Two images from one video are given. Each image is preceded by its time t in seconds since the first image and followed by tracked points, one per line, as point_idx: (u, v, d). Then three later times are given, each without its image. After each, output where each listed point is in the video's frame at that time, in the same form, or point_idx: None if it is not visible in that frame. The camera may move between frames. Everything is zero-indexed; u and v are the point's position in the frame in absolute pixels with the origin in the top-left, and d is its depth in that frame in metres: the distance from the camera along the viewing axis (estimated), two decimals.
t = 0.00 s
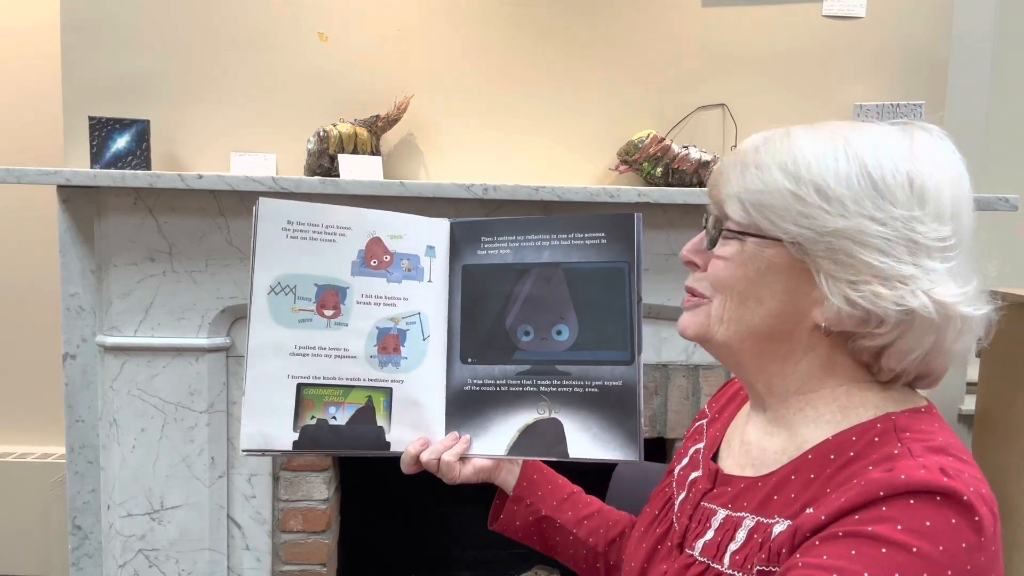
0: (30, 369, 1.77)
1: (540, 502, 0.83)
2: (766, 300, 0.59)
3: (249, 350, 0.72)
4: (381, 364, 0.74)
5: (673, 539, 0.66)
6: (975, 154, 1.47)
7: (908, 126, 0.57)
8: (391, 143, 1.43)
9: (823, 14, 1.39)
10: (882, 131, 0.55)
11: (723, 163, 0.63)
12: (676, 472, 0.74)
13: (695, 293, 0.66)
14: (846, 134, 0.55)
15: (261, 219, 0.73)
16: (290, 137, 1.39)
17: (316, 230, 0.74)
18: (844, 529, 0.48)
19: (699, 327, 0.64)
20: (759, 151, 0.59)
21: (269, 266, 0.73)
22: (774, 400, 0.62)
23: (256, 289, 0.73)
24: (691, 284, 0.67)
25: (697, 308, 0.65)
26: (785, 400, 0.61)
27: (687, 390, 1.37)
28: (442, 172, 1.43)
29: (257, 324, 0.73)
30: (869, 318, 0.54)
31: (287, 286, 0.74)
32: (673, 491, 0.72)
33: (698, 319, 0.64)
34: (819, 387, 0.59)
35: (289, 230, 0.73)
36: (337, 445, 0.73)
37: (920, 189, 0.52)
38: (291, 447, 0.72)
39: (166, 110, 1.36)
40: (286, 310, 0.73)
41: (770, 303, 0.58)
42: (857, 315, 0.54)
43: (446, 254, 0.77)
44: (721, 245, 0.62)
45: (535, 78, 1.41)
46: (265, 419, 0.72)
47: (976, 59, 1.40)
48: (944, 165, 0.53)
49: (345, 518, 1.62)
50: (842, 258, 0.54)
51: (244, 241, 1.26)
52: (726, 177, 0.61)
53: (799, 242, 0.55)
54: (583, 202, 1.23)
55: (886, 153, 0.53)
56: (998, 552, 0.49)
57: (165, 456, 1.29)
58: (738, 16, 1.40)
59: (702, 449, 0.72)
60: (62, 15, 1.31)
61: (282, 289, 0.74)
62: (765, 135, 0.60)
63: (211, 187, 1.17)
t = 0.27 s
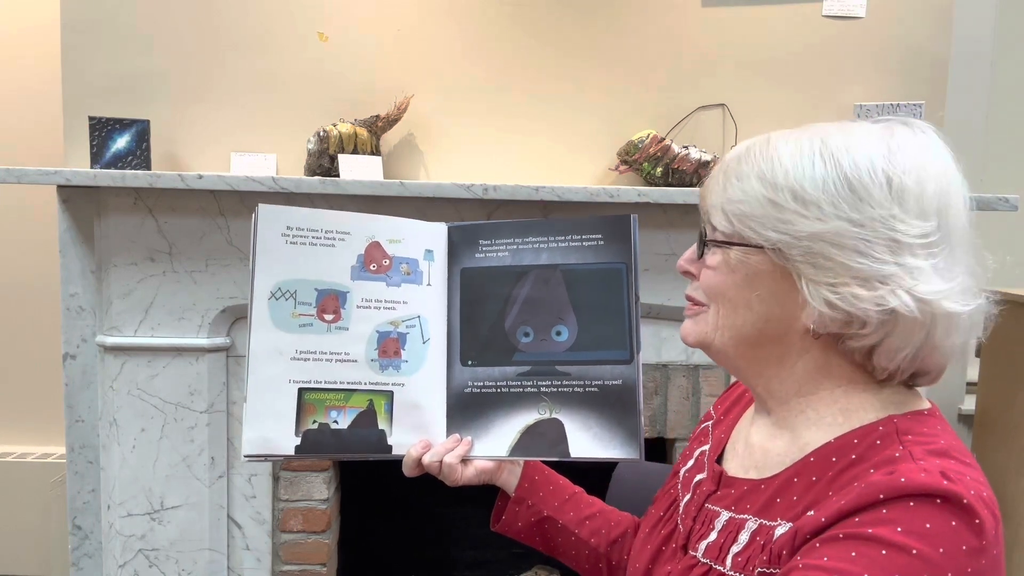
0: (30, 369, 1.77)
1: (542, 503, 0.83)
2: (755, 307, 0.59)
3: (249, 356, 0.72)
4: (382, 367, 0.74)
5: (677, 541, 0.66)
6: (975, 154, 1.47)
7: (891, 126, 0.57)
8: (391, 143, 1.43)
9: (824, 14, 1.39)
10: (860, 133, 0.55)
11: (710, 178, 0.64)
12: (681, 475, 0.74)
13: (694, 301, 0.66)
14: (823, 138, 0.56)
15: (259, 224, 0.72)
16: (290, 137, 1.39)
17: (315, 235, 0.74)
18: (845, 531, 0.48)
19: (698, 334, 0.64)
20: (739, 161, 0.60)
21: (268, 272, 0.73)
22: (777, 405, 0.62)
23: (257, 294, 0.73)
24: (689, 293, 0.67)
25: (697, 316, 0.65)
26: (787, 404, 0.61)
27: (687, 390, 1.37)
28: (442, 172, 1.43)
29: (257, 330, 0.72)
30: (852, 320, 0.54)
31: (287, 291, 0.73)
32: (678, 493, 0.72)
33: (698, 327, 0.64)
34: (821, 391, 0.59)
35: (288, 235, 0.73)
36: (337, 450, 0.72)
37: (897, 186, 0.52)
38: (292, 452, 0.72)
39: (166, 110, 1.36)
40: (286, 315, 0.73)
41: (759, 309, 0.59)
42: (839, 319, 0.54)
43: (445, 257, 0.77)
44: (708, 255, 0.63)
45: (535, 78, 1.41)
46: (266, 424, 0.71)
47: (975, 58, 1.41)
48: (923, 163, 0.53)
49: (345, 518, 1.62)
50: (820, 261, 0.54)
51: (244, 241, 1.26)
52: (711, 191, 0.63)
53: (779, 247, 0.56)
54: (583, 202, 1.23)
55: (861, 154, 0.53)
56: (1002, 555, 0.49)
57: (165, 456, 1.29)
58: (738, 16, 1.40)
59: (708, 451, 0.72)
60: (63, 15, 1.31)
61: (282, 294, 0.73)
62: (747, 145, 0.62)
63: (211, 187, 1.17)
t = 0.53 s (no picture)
0: (30, 369, 1.77)
1: (543, 503, 0.83)
2: (760, 309, 0.59)
3: (250, 356, 0.72)
4: (383, 367, 0.74)
5: (680, 541, 0.66)
6: (975, 154, 1.47)
7: (894, 127, 0.56)
8: (391, 143, 1.43)
9: (823, 14, 1.39)
10: (865, 134, 0.55)
11: (714, 178, 0.64)
12: (683, 475, 0.74)
13: (700, 301, 0.66)
14: (828, 138, 0.56)
15: (259, 225, 0.72)
16: (290, 137, 1.40)
17: (316, 235, 0.74)
18: (848, 532, 0.48)
19: (704, 337, 0.64)
20: (743, 161, 0.60)
21: (269, 272, 0.73)
22: (780, 404, 0.62)
23: (257, 294, 0.73)
24: (694, 293, 0.67)
25: (701, 317, 0.65)
26: (789, 405, 0.61)
27: (687, 390, 1.37)
28: (442, 172, 1.43)
29: (258, 330, 0.72)
30: (859, 322, 0.54)
31: (288, 291, 0.73)
32: (680, 493, 0.72)
33: (703, 329, 0.64)
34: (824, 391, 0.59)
35: (289, 235, 0.73)
36: (338, 451, 0.72)
37: (904, 188, 0.52)
38: (293, 453, 0.72)
39: (166, 110, 1.36)
40: (287, 315, 0.73)
41: (765, 311, 0.58)
42: (846, 321, 0.54)
43: (446, 257, 0.77)
44: (713, 256, 0.62)
45: (535, 78, 1.41)
46: (267, 424, 0.71)
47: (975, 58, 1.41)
48: (929, 164, 0.53)
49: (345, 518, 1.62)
50: (827, 263, 0.54)
51: (244, 241, 1.26)
52: (715, 191, 0.63)
53: (785, 249, 0.56)
54: (583, 202, 1.23)
55: (867, 155, 0.53)
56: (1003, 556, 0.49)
57: (165, 456, 1.29)
58: (738, 15, 1.40)
59: (710, 451, 0.72)
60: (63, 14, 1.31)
61: (283, 294, 0.73)
62: (751, 145, 0.61)
63: (211, 187, 1.17)
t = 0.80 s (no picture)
0: (31, 369, 1.77)
1: (544, 498, 0.83)
2: (763, 314, 0.58)
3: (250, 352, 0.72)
4: (383, 363, 0.74)
5: (679, 532, 0.66)
6: (975, 155, 1.47)
7: (913, 133, 0.54)
8: (391, 143, 1.43)
9: (823, 14, 1.39)
10: (882, 142, 0.52)
11: (721, 174, 0.61)
12: (684, 467, 0.74)
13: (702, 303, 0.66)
14: (843, 144, 0.53)
15: (259, 220, 0.72)
16: (290, 137, 1.39)
17: (315, 230, 0.74)
18: (842, 522, 0.48)
19: (706, 340, 0.64)
20: (753, 162, 0.57)
21: (269, 267, 0.72)
22: (781, 402, 0.62)
23: (257, 290, 0.72)
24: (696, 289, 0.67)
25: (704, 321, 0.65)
26: (791, 402, 0.61)
27: (687, 390, 1.37)
28: (442, 172, 1.43)
29: (258, 326, 0.72)
30: (860, 339, 0.53)
31: (287, 287, 0.73)
32: (680, 485, 0.72)
33: (705, 333, 0.65)
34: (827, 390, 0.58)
35: (288, 231, 0.73)
36: (338, 446, 0.72)
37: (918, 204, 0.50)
38: (292, 448, 0.71)
39: (166, 110, 1.36)
40: (287, 310, 0.73)
41: (768, 317, 0.57)
42: (848, 337, 0.53)
43: (446, 253, 0.77)
44: (716, 258, 0.61)
45: (535, 78, 1.41)
46: (267, 420, 0.71)
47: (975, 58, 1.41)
48: (946, 178, 0.50)
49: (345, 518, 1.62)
50: (833, 279, 0.52)
51: (244, 241, 1.26)
52: (722, 190, 0.60)
53: (791, 261, 0.54)
54: (582, 202, 1.23)
55: (883, 167, 0.50)
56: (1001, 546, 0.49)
57: (165, 456, 1.29)
58: (738, 15, 1.40)
59: (711, 444, 0.72)
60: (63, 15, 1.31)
61: (282, 290, 0.73)
62: (762, 143, 0.58)
63: (211, 187, 1.17)
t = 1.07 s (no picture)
0: (30, 369, 1.77)
1: (547, 496, 0.83)
2: (769, 319, 0.57)
3: (251, 353, 0.72)
4: (385, 362, 0.74)
5: (682, 531, 0.66)
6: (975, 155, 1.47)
7: (932, 141, 0.52)
8: (391, 143, 1.43)
9: (823, 14, 1.39)
10: (900, 150, 0.51)
11: (733, 173, 0.59)
12: (689, 466, 0.74)
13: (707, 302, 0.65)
14: (862, 151, 0.51)
15: (260, 221, 0.72)
16: (290, 137, 1.40)
17: (317, 231, 0.74)
18: (836, 518, 0.48)
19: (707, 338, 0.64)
20: (766, 165, 0.55)
21: (270, 268, 0.72)
22: (782, 402, 0.62)
23: (259, 291, 0.72)
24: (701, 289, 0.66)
25: (706, 318, 0.65)
26: (793, 402, 0.60)
27: (687, 390, 1.37)
28: (442, 172, 1.43)
29: (260, 327, 0.72)
30: (869, 353, 0.52)
31: (289, 287, 0.73)
32: (684, 484, 0.72)
33: (706, 331, 0.64)
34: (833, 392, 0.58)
35: (290, 231, 0.73)
36: (341, 447, 0.72)
37: (935, 217, 0.49)
38: (296, 449, 0.72)
39: (166, 110, 1.36)
40: (289, 311, 0.73)
41: (775, 322, 0.56)
42: (857, 351, 0.52)
43: (447, 251, 0.76)
44: (726, 262, 0.60)
45: (535, 78, 1.41)
46: (270, 422, 0.71)
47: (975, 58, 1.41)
48: (965, 191, 0.49)
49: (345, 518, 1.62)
50: (846, 293, 0.51)
51: (244, 241, 1.26)
52: (733, 191, 0.58)
53: (802, 270, 0.53)
54: (582, 202, 1.23)
55: (902, 178, 0.49)
56: (997, 545, 0.49)
57: (165, 456, 1.29)
58: (738, 16, 1.40)
59: (716, 443, 0.72)
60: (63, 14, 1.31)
61: (284, 290, 0.73)
62: (776, 144, 0.56)
63: (211, 187, 1.17)
